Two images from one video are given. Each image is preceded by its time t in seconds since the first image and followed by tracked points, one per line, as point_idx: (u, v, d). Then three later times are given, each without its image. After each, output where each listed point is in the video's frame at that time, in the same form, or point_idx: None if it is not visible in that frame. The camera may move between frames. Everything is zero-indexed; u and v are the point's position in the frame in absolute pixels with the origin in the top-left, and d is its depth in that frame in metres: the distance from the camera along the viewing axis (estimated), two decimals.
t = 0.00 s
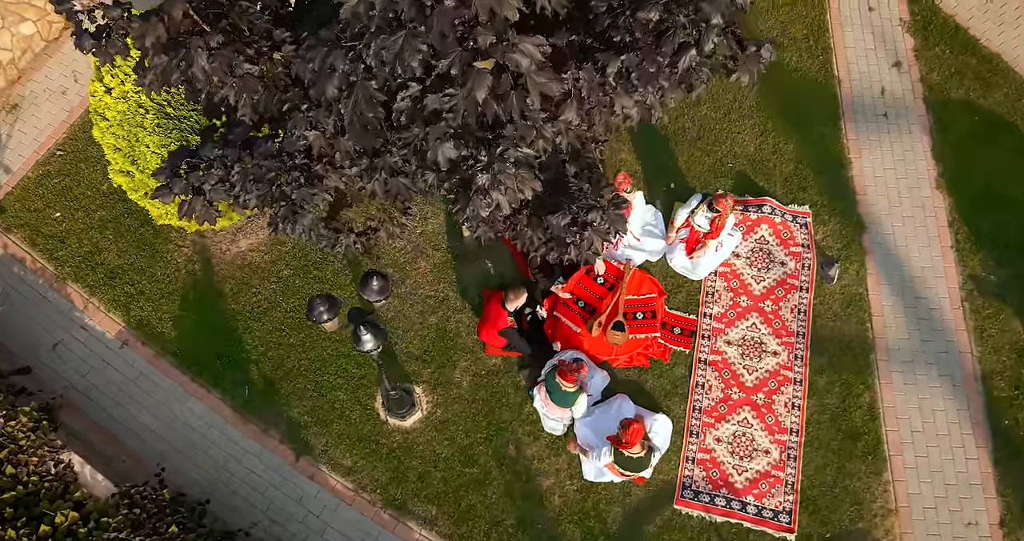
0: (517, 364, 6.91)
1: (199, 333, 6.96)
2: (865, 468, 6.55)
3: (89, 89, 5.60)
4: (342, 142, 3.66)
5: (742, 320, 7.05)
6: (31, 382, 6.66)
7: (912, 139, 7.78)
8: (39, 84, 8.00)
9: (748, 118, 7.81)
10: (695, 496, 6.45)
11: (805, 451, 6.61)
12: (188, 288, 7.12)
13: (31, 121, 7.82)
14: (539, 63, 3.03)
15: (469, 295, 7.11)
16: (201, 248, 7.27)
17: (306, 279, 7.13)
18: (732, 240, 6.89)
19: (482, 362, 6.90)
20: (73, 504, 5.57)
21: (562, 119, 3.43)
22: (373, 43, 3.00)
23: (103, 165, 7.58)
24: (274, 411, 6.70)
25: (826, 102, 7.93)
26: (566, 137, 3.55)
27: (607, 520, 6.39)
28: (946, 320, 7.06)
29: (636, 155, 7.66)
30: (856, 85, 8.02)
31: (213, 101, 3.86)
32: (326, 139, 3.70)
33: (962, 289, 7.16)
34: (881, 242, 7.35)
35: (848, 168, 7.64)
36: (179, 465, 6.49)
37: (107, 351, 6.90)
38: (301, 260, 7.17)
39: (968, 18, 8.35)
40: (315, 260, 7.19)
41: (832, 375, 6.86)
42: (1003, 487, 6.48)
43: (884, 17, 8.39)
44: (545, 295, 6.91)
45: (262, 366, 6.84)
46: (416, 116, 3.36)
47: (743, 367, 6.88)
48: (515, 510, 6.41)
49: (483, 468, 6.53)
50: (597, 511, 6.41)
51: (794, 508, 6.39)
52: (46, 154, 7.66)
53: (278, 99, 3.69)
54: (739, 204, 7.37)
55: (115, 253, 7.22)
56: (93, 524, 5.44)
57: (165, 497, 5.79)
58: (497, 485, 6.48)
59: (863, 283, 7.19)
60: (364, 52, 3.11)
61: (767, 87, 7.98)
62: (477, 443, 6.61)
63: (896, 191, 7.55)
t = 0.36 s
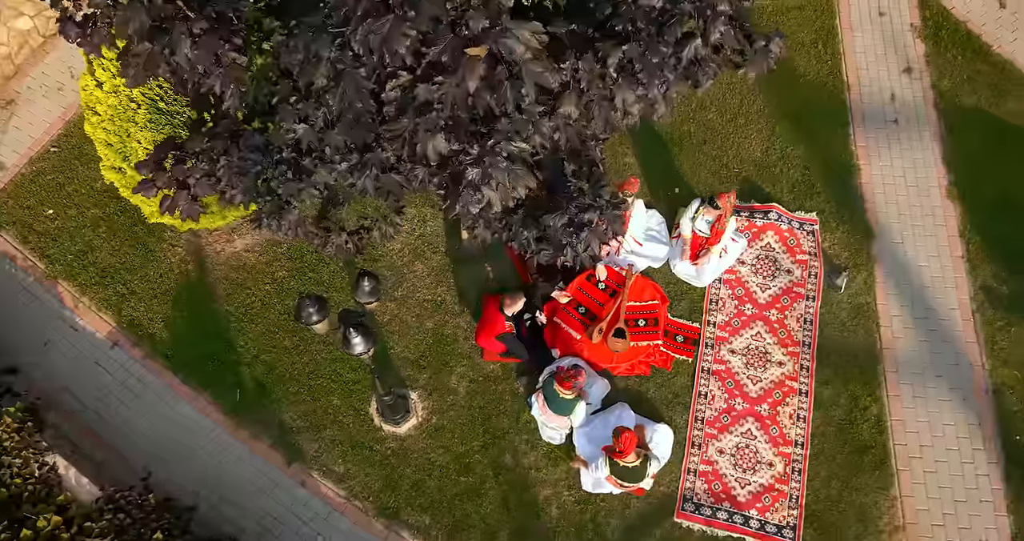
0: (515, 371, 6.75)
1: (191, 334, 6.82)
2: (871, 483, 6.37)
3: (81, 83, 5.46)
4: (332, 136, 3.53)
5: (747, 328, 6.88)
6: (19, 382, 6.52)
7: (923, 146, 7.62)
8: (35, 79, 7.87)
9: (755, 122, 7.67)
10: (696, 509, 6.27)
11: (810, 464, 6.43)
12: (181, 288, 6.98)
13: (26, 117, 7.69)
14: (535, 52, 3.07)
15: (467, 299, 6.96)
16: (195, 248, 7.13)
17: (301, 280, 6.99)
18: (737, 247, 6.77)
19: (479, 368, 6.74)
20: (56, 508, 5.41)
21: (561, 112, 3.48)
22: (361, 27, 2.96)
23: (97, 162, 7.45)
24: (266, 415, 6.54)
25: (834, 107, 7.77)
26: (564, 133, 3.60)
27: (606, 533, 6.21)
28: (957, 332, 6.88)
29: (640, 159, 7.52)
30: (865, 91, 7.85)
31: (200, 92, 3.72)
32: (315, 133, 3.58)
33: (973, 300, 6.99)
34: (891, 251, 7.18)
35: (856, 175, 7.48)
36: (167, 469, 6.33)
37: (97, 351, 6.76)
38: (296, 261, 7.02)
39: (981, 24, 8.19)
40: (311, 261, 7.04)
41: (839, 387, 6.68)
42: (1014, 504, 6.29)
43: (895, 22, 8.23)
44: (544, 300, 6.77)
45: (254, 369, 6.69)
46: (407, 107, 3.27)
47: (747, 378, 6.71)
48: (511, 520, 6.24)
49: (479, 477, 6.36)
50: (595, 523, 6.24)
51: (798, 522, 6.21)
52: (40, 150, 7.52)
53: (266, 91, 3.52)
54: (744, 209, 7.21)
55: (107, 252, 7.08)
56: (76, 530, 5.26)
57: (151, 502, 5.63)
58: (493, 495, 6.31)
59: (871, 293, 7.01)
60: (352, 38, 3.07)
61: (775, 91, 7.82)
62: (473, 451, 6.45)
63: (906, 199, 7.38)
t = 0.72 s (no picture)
0: (513, 374, 6.59)
1: (181, 331, 6.67)
2: (878, 496, 6.17)
3: (72, 72, 5.33)
4: (318, 125, 3.35)
5: (751, 335, 6.70)
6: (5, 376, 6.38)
7: (935, 151, 7.44)
8: (31, 70, 7.76)
9: (762, 124, 7.51)
10: (696, 520, 6.08)
11: (814, 475, 6.24)
12: (174, 284, 6.85)
13: (20, 108, 7.57)
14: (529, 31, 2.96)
15: (465, 300, 6.80)
16: (189, 243, 6.99)
17: (295, 278, 6.85)
18: (741, 251, 6.61)
19: (476, 371, 6.58)
20: (37, 506, 5.24)
21: (557, 101, 3.30)
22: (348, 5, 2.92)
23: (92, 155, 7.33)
24: (256, 415, 6.38)
25: (844, 110, 7.60)
26: (563, 123, 3.45)
27: None
28: (967, 342, 6.69)
29: (643, 160, 7.37)
30: (876, 94, 7.68)
31: (185, 76, 3.58)
32: (302, 121, 3.43)
33: (985, 309, 6.80)
34: (900, 258, 6.99)
35: (866, 180, 7.30)
36: (153, 469, 6.16)
37: (86, 347, 6.62)
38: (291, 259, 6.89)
39: (995, 28, 8.02)
40: (306, 258, 6.90)
41: (845, 396, 6.50)
42: None
43: (907, 25, 8.07)
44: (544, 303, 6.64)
45: (246, 368, 6.54)
46: (396, 91, 3.17)
47: (751, 385, 6.53)
48: (505, 528, 6.06)
49: (473, 482, 6.19)
50: (591, 532, 6.06)
51: (801, 535, 6.01)
52: (34, 142, 7.40)
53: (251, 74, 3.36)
54: (750, 212, 7.04)
55: (99, 246, 6.95)
56: (57, 529, 5.10)
57: (135, 502, 5.46)
58: (487, 501, 6.14)
59: (880, 300, 6.83)
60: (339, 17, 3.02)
61: (783, 94, 7.67)
62: (467, 455, 6.28)
63: (916, 205, 7.20)
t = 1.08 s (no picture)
0: (510, 376, 6.42)
1: (172, 326, 6.52)
2: (884, 510, 5.98)
3: (64, 58, 5.24)
4: (306, 109, 3.24)
5: (756, 341, 6.52)
6: None
7: (948, 156, 7.25)
8: (28, 59, 7.66)
9: (771, 126, 7.34)
10: (695, 531, 5.90)
11: (819, 487, 6.04)
12: (166, 277, 6.70)
13: (16, 96, 7.46)
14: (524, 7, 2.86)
15: (462, 299, 6.64)
16: (183, 236, 6.86)
17: (289, 274, 6.70)
18: (747, 255, 6.44)
19: (472, 372, 6.41)
20: (17, 503, 5.08)
21: (551, 84, 3.20)
22: None
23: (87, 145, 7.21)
24: (246, 414, 6.22)
25: (855, 113, 7.41)
26: (560, 110, 3.33)
27: None
28: (979, 353, 6.49)
29: (648, 160, 7.21)
30: (889, 97, 7.50)
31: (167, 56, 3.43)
32: (288, 105, 3.28)
33: (997, 319, 6.60)
34: (911, 265, 6.80)
35: (877, 184, 7.12)
36: (139, 467, 5.99)
37: (75, 340, 6.48)
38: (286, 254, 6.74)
39: (1012, 32, 7.83)
40: (301, 254, 6.76)
41: (852, 406, 6.30)
42: None
43: (921, 27, 7.89)
44: (544, 304, 6.51)
45: (237, 365, 6.39)
46: (382, 70, 3.08)
47: (755, 393, 6.34)
48: (499, 534, 5.89)
49: (466, 487, 6.02)
50: None
51: None
52: (29, 131, 7.28)
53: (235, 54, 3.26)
54: (757, 216, 6.88)
55: (91, 237, 6.82)
56: (37, 526, 4.94)
57: (118, 500, 5.29)
58: (480, 507, 5.97)
59: (889, 308, 6.64)
60: None
61: (794, 95, 7.49)
62: (461, 459, 6.11)
63: (928, 211, 7.01)
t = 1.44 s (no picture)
0: (507, 379, 6.26)
1: (164, 319, 6.38)
2: (890, 527, 5.78)
3: (55, 41, 5.12)
4: (289, 93, 3.15)
5: (761, 349, 6.34)
6: None
7: (963, 164, 7.06)
8: (27, 46, 7.56)
9: (781, 129, 7.17)
10: None
11: (822, 501, 5.86)
12: (159, 270, 6.57)
13: (14, 84, 7.36)
14: None
15: (460, 300, 6.49)
16: (178, 229, 6.73)
17: (284, 270, 6.56)
18: (755, 260, 6.23)
19: (468, 374, 6.25)
20: None
21: (548, 68, 3.09)
22: None
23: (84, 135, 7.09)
24: (235, 411, 6.08)
25: (868, 117, 7.23)
26: (556, 97, 3.21)
27: None
28: (991, 366, 6.30)
29: (655, 161, 7.04)
30: (903, 102, 7.31)
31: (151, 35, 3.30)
32: (272, 89, 3.20)
33: (1011, 332, 6.40)
34: (923, 274, 6.61)
35: (889, 191, 6.93)
36: (124, 463, 5.86)
37: (64, 332, 6.35)
38: (281, 249, 6.60)
39: None
40: (297, 249, 6.62)
41: (859, 418, 6.11)
42: None
43: (937, 32, 7.70)
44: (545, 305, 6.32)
45: (228, 361, 6.24)
46: (364, 48, 3.04)
47: (758, 402, 6.16)
48: None
49: (459, 492, 5.86)
50: None
51: None
52: (26, 119, 7.17)
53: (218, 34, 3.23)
54: (765, 220, 6.69)
55: (85, 228, 6.70)
56: (15, 521, 4.81)
57: (100, 497, 5.15)
58: (473, 512, 5.80)
59: (899, 318, 6.44)
60: None
61: (805, 98, 7.31)
62: (454, 463, 5.94)
63: (942, 219, 6.82)
